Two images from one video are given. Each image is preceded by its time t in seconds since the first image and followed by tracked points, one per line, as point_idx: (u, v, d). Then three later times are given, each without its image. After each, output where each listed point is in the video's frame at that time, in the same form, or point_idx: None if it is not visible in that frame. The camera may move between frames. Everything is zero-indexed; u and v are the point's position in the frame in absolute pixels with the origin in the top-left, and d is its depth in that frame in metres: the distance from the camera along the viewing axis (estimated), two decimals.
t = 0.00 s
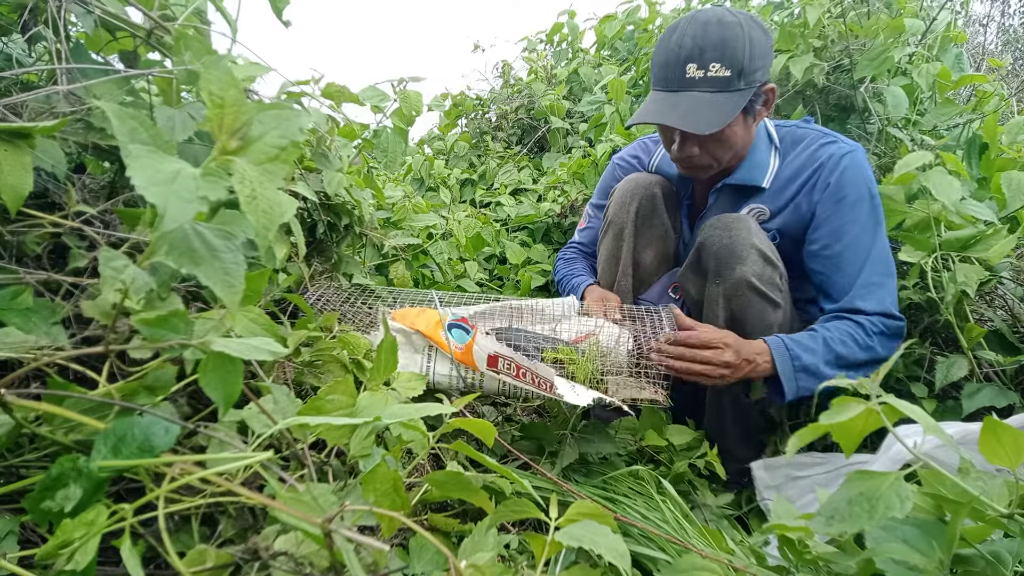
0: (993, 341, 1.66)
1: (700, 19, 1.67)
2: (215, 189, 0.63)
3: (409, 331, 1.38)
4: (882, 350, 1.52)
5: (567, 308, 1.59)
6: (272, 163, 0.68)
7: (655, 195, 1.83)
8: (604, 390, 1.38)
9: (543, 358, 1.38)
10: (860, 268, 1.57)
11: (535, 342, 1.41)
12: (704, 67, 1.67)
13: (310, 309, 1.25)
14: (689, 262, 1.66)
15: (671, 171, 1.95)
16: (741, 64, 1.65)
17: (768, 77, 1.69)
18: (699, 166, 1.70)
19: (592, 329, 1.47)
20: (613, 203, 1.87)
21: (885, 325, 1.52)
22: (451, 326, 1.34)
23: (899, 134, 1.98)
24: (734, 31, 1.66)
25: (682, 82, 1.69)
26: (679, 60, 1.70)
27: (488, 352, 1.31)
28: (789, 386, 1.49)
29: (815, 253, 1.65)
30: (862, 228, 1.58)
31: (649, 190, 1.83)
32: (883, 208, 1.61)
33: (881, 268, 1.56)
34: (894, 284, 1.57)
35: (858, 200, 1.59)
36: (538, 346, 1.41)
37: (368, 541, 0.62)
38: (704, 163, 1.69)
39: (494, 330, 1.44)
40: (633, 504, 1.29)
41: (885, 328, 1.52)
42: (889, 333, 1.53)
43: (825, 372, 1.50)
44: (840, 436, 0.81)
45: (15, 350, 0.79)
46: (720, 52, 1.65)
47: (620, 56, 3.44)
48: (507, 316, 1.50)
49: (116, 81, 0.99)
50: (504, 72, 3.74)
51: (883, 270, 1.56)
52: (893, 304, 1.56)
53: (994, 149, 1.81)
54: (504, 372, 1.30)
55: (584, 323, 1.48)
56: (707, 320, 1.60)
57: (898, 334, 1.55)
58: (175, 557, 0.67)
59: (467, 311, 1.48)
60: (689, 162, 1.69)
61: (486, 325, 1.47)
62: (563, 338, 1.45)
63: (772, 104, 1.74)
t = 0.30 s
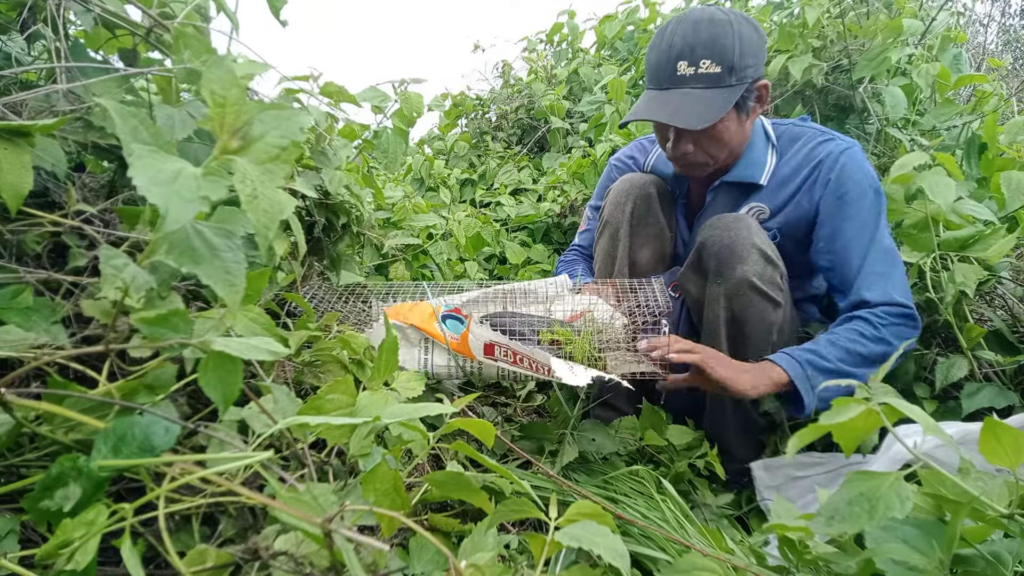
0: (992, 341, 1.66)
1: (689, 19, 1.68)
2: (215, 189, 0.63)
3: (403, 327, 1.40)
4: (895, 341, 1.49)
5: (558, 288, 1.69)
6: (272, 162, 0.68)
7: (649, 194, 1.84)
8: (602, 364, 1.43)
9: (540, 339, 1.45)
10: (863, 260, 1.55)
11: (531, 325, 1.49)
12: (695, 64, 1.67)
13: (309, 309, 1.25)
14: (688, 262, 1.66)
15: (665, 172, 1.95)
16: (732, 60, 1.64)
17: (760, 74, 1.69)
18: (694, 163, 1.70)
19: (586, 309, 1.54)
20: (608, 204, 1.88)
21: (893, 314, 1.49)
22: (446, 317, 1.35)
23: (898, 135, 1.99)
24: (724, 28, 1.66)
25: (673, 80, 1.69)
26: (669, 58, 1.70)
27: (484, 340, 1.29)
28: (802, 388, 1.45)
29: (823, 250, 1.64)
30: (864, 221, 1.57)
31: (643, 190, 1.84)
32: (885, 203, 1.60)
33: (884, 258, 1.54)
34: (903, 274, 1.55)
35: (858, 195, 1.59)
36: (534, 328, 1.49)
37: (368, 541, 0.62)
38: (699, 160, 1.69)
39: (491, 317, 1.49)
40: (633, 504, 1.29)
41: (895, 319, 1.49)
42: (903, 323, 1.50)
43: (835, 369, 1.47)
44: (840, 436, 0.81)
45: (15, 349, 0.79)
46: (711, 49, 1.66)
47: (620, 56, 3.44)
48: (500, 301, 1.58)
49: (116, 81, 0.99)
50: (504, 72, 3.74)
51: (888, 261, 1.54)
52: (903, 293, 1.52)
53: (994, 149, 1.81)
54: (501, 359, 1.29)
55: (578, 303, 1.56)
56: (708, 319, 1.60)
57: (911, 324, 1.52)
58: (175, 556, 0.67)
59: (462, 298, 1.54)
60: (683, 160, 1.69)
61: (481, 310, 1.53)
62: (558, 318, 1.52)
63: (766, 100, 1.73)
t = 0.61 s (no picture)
0: (993, 341, 1.66)
1: (681, 17, 1.68)
2: (215, 189, 0.63)
3: (395, 316, 1.38)
4: (873, 318, 1.44)
5: (549, 277, 1.63)
6: (272, 163, 0.68)
7: (648, 194, 1.84)
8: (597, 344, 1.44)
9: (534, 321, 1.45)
10: (845, 242, 1.54)
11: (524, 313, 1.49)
12: (685, 61, 1.67)
13: (309, 310, 1.26)
14: (688, 262, 1.66)
15: (663, 173, 1.96)
16: (722, 58, 1.65)
17: (751, 73, 1.69)
18: (685, 162, 1.70)
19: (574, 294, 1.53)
20: (606, 205, 1.88)
21: (869, 291, 1.45)
22: (437, 305, 1.35)
23: (899, 135, 1.99)
24: (714, 27, 1.67)
25: (664, 77, 1.69)
26: (660, 57, 1.71)
27: (476, 321, 1.32)
28: (761, 352, 1.45)
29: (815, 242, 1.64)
30: (850, 208, 1.56)
31: (641, 190, 1.84)
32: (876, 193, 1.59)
33: (865, 239, 1.52)
34: (887, 254, 1.50)
35: (843, 184, 1.59)
36: (528, 314, 1.49)
37: (368, 541, 0.62)
38: (690, 159, 1.69)
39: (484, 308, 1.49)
40: (634, 504, 1.29)
41: (872, 295, 1.45)
42: (881, 300, 1.45)
43: (800, 338, 1.45)
44: (840, 436, 0.81)
45: (16, 350, 0.79)
46: (701, 47, 1.66)
47: (620, 56, 3.44)
48: (495, 293, 1.57)
49: (116, 82, 0.99)
50: (504, 72, 3.75)
51: (868, 241, 1.51)
52: (885, 271, 1.48)
53: (994, 149, 1.81)
54: (494, 338, 1.31)
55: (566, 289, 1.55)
56: (707, 319, 1.60)
57: (897, 305, 1.46)
58: (175, 556, 0.67)
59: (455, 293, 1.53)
60: (675, 159, 1.69)
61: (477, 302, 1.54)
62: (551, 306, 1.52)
63: (757, 100, 1.73)
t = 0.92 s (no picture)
0: (992, 341, 1.66)
1: (673, 16, 1.68)
2: (216, 190, 0.63)
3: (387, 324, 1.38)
4: (866, 301, 1.44)
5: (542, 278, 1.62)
6: (273, 163, 0.68)
7: (646, 194, 1.84)
8: (591, 345, 1.45)
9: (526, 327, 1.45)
10: (837, 229, 1.54)
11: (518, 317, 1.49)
12: (677, 60, 1.67)
13: (308, 315, 1.26)
14: (690, 263, 1.66)
15: (662, 173, 1.96)
16: (713, 57, 1.64)
17: (744, 72, 1.68)
18: (680, 161, 1.70)
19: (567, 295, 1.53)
20: (604, 205, 1.88)
21: (859, 273, 1.45)
22: (429, 311, 1.36)
23: (898, 135, 1.99)
24: (706, 25, 1.66)
25: (656, 77, 1.69)
26: (651, 57, 1.71)
27: (469, 328, 1.31)
28: (752, 344, 1.45)
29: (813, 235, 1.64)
30: (844, 195, 1.56)
31: (639, 190, 1.85)
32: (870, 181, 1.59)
33: (857, 223, 1.51)
34: (880, 236, 1.49)
35: (836, 173, 1.59)
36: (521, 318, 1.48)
37: (368, 540, 0.63)
38: (685, 158, 1.69)
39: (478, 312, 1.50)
40: (634, 504, 1.30)
41: (864, 278, 1.44)
42: (874, 282, 1.44)
43: (791, 326, 1.44)
44: (840, 436, 0.81)
45: (16, 350, 0.80)
46: (692, 46, 1.66)
47: (620, 56, 3.43)
48: (486, 296, 1.56)
49: (116, 84, 0.98)
50: (504, 72, 3.75)
51: (861, 226, 1.50)
52: (879, 254, 1.47)
53: (994, 149, 1.81)
54: (487, 345, 1.31)
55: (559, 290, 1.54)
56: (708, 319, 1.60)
57: (891, 286, 1.45)
58: (175, 556, 0.67)
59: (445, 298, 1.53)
60: (669, 158, 1.69)
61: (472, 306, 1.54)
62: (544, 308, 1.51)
63: (751, 98, 1.72)
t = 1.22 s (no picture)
0: (992, 341, 1.66)
1: (668, 17, 1.69)
2: (216, 190, 0.63)
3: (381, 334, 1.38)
4: (860, 302, 1.43)
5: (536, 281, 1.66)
6: (273, 164, 0.68)
7: (646, 195, 1.84)
8: (586, 352, 1.45)
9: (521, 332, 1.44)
10: (834, 230, 1.54)
11: (512, 321, 1.48)
12: (672, 62, 1.67)
13: (307, 319, 1.26)
14: (691, 263, 1.66)
15: (663, 174, 1.95)
16: (708, 58, 1.64)
17: (741, 72, 1.68)
18: (678, 162, 1.70)
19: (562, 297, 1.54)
20: (605, 205, 1.89)
21: (855, 274, 1.45)
22: (423, 318, 1.36)
23: (898, 134, 1.99)
24: (701, 27, 1.66)
25: (651, 78, 1.70)
26: (647, 58, 1.71)
27: (462, 335, 1.32)
28: (745, 342, 1.45)
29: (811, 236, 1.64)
30: (841, 195, 1.56)
31: (640, 190, 1.85)
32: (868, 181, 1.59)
33: (853, 224, 1.51)
34: (876, 237, 1.49)
35: (834, 173, 1.59)
36: (516, 323, 1.48)
37: (368, 541, 0.63)
38: (682, 159, 1.69)
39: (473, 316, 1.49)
40: (634, 504, 1.30)
41: (859, 279, 1.44)
42: (869, 283, 1.44)
43: (785, 326, 1.44)
44: (840, 436, 0.81)
45: (16, 352, 0.80)
46: (687, 48, 1.66)
47: (620, 56, 3.43)
48: (482, 300, 1.57)
49: (117, 86, 0.98)
50: (504, 72, 3.75)
51: (857, 227, 1.51)
52: (875, 255, 1.47)
53: (994, 149, 1.81)
54: (481, 351, 1.32)
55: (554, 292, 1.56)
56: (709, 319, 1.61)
57: (886, 287, 1.45)
58: (176, 556, 0.67)
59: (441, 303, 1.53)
60: (667, 158, 1.69)
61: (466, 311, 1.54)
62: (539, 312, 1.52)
63: (749, 98, 1.72)
